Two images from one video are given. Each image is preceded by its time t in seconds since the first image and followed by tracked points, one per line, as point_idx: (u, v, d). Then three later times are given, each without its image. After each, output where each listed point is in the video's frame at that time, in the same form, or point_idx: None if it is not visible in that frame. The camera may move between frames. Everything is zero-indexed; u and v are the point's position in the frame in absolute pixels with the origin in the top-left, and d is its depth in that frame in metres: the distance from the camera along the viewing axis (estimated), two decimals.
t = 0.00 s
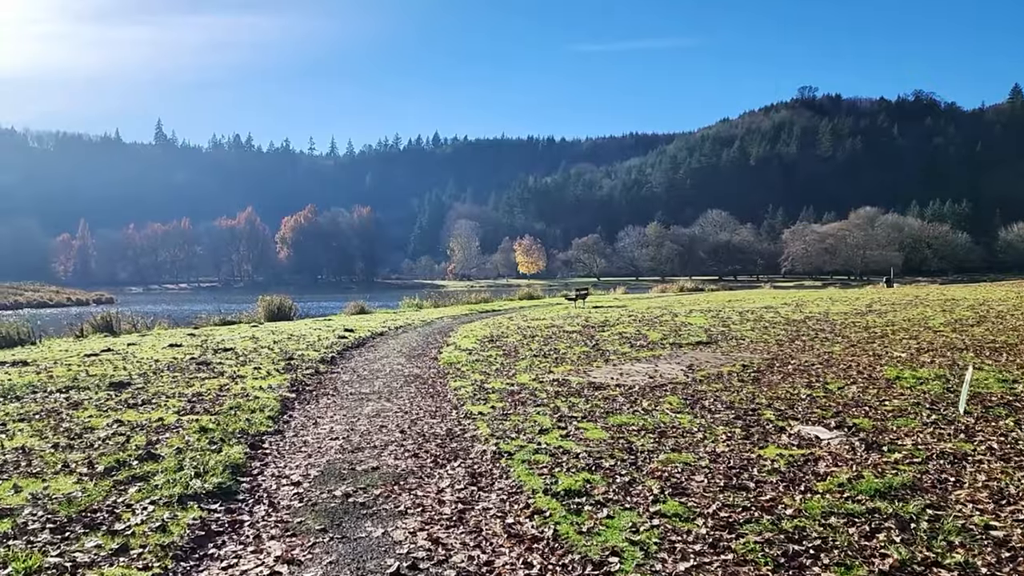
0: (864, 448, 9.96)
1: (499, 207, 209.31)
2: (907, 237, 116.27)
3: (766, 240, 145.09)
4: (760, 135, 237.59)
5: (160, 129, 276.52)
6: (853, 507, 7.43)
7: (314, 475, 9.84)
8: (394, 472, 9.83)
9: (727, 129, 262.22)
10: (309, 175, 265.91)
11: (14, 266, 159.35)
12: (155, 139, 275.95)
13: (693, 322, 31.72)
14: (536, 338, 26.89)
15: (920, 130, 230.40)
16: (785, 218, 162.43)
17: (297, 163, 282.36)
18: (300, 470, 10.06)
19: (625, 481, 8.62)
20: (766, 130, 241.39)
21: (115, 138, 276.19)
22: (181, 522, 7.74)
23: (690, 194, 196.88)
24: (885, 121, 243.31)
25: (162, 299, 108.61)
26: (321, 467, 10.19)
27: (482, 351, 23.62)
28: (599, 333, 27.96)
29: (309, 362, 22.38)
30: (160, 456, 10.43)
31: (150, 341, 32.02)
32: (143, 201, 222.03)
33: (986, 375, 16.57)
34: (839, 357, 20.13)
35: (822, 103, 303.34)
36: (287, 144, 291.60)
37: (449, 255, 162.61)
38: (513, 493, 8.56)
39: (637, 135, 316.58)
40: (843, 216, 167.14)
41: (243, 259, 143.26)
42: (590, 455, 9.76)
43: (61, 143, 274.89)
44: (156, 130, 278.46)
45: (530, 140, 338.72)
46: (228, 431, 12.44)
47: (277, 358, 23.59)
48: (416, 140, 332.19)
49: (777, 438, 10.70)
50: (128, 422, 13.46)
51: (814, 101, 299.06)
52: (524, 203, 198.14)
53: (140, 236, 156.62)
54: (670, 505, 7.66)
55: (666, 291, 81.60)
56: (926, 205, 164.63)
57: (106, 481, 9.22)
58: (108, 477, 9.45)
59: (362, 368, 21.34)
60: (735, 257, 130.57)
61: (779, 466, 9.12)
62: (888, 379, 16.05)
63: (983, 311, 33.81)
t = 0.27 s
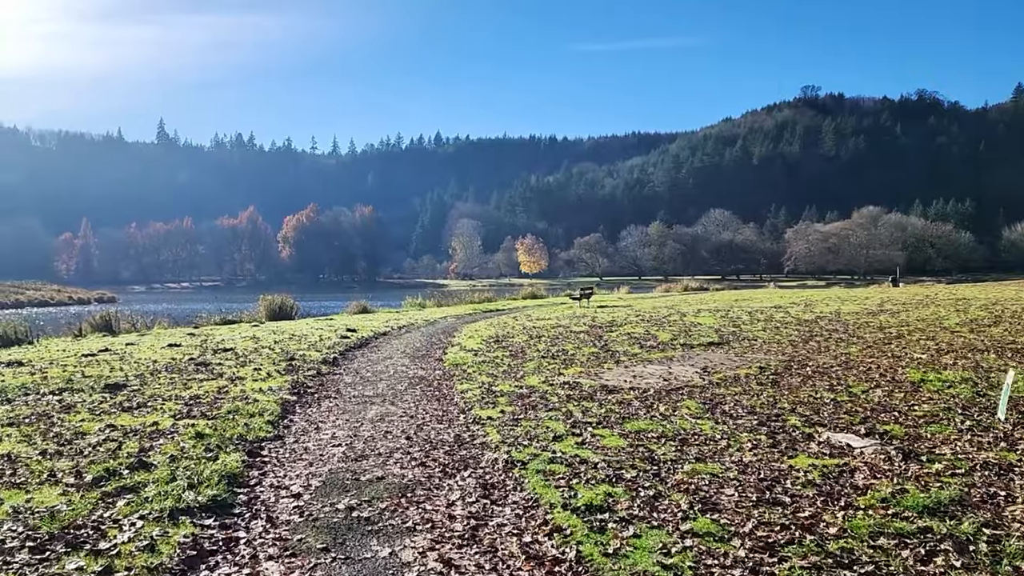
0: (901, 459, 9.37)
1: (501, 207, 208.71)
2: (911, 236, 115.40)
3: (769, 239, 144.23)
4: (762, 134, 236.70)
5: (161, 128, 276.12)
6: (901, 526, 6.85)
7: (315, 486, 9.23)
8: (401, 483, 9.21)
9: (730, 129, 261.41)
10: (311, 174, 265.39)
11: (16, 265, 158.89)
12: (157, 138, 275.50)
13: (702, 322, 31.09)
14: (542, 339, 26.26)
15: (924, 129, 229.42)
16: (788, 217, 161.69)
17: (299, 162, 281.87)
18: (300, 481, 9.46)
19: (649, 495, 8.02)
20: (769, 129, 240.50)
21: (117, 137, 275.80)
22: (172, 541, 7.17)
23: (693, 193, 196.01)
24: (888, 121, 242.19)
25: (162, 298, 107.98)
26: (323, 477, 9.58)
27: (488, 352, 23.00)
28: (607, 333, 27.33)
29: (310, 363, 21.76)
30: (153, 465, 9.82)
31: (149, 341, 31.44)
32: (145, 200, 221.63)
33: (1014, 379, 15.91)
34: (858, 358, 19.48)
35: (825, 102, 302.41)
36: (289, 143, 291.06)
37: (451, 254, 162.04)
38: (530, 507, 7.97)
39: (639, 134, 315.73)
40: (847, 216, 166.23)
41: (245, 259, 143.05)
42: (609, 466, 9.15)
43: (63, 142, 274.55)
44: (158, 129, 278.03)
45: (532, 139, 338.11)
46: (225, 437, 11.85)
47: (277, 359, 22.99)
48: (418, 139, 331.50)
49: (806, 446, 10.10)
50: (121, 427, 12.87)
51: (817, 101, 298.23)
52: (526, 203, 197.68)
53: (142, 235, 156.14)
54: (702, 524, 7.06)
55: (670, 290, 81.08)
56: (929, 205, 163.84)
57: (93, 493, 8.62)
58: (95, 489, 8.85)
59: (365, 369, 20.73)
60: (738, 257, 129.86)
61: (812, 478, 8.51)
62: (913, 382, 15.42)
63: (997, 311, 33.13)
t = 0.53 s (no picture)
0: (935, 473, 8.86)
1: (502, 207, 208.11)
2: (912, 236, 114.55)
3: (770, 239, 143.57)
4: (764, 134, 236.05)
5: (162, 128, 275.83)
6: (949, 553, 6.32)
7: (315, 502, 8.68)
8: (406, 499, 8.69)
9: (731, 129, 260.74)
10: (312, 174, 264.88)
11: (17, 265, 158.51)
12: (158, 138, 275.16)
13: (709, 323, 30.59)
14: (547, 341, 25.71)
15: (925, 129, 228.67)
16: (789, 217, 160.91)
17: (300, 161, 281.36)
18: (299, 495, 8.94)
19: (674, 514, 7.49)
20: (770, 129, 239.87)
21: (117, 136, 275.43)
22: (159, 568, 6.63)
23: (694, 193, 195.32)
24: (890, 121, 241.45)
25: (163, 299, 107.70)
26: (323, 492, 9.05)
27: (493, 354, 22.50)
28: (613, 335, 26.82)
29: (310, 366, 21.24)
30: (144, 480, 9.28)
31: (148, 343, 30.89)
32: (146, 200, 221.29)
33: None
34: (873, 362, 18.94)
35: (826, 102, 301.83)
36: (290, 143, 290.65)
37: (452, 254, 161.54)
38: (545, 527, 7.45)
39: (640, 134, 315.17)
40: (848, 216, 165.55)
41: (246, 258, 142.75)
42: (628, 481, 8.61)
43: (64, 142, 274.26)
44: (159, 129, 277.68)
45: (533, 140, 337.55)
46: (222, 446, 11.31)
47: (277, 362, 22.51)
48: (419, 138, 330.91)
49: (833, 458, 9.60)
50: (113, 436, 12.33)
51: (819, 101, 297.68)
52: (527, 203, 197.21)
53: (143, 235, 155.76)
54: (733, 547, 6.55)
55: (672, 291, 80.59)
56: (930, 205, 163.08)
57: (79, 510, 8.10)
58: (81, 505, 8.32)
59: (367, 373, 20.21)
60: (739, 257, 129.17)
61: (845, 495, 7.99)
62: (935, 388, 14.88)
63: (1009, 313, 32.58)
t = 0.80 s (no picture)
0: (978, 486, 8.23)
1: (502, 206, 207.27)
2: (914, 236, 113.50)
3: (772, 238, 142.83)
4: (765, 133, 235.20)
5: (163, 126, 275.13)
6: None
7: (306, 518, 8.01)
8: (405, 516, 7.99)
9: (733, 128, 259.92)
10: (313, 172, 264.23)
11: (16, 262, 157.83)
12: (159, 136, 274.68)
13: (717, 323, 29.91)
14: (551, 341, 25.07)
15: (927, 129, 228.05)
16: (790, 216, 159.95)
17: (300, 159, 280.55)
18: (292, 510, 8.27)
19: (699, 537, 6.85)
20: (772, 128, 239.02)
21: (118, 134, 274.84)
22: None
23: (695, 193, 194.47)
24: (892, 120, 240.48)
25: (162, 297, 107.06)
26: (316, 506, 8.36)
27: (497, 355, 21.84)
28: (619, 335, 26.14)
29: (309, 367, 20.58)
30: (125, 493, 8.60)
31: (143, 342, 30.25)
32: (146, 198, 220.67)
33: None
34: (891, 364, 18.25)
35: (828, 102, 301.10)
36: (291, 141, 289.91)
37: (452, 253, 160.81)
38: (559, 549, 6.79)
39: (642, 133, 314.24)
40: (850, 215, 164.67)
41: (246, 257, 141.97)
42: (649, 498, 7.92)
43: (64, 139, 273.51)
44: (159, 127, 277.10)
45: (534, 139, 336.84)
46: (212, 454, 10.65)
47: (274, 362, 21.83)
48: (420, 136, 329.99)
49: (866, 471, 8.96)
50: (96, 441, 11.63)
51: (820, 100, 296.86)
52: (527, 202, 196.40)
53: (143, 233, 155.09)
54: None
55: (675, 290, 80.02)
56: (932, 204, 162.21)
57: (51, 528, 7.44)
58: (50, 523, 7.65)
59: (367, 375, 19.56)
60: (741, 256, 128.09)
61: (885, 513, 7.35)
62: (961, 393, 14.16)
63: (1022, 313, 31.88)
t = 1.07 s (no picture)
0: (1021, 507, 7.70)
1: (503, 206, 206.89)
2: (916, 237, 112.87)
3: (773, 239, 142.39)
4: (766, 134, 234.76)
5: (163, 127, 274.93)
6: None
7: (302, 541, 7.48)
8: (410, 538, 7.46)
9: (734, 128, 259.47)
10: (313, 172, 263.87)
11: (16, 262, 157.34)
12: (160, 136, 274.38)
13: (724, 326, 29.38)
14: (555, 345, 24.57)
15: (928, 129, 227.62)
16: (792, 217, 159.57)
17: (301, 159, 280.24)
18: (286, 531, 7.73)
19: (730, 565, 6.33)
20: (773, 129, 238.53)
21: (119, 135, 274.53)
22: None
23: (696, 193, 194.00)
24: (893, 121, 239.96)
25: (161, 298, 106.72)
26: (314, 527, 7.83)
27: (500, 359, 21.31)
28: (625, 338, 25.60)
29: (307, 372, 20.01)
30: (107, 513, 8.05)
31: (139, 345, 29.73)
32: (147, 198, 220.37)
33: None
34: (909, 370, 17.70)
35: (829, 102, 300.66)
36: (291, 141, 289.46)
37: (453, 254, 160.52)
38: None
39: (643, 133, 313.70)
40: (851, 216, 164.22)
41: (247, 257, 141.51)
42: (671, 520, 7.37)
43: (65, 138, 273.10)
44: (160, 127, 276.78)
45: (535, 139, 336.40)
46: (203, 468, 10.11)
47: (272, 366, 21.29)
48: (420, 136, 329.61)
49: (898, 488, 8.43)
50: (83, 453, 11.09)
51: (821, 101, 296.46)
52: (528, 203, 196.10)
53: (144, 233, 154.71)
54: None
55: (677, 291, 79.55)
56: (933, 205, 161.77)
57: (25, 554, 6.89)
58: (28, 546, 7.11)
59: (368, 380, 19.02)
60: (742, 257, 128.02)
61: (928, 538, 6.82)
62: (986, 401, 13.60)
63: None
